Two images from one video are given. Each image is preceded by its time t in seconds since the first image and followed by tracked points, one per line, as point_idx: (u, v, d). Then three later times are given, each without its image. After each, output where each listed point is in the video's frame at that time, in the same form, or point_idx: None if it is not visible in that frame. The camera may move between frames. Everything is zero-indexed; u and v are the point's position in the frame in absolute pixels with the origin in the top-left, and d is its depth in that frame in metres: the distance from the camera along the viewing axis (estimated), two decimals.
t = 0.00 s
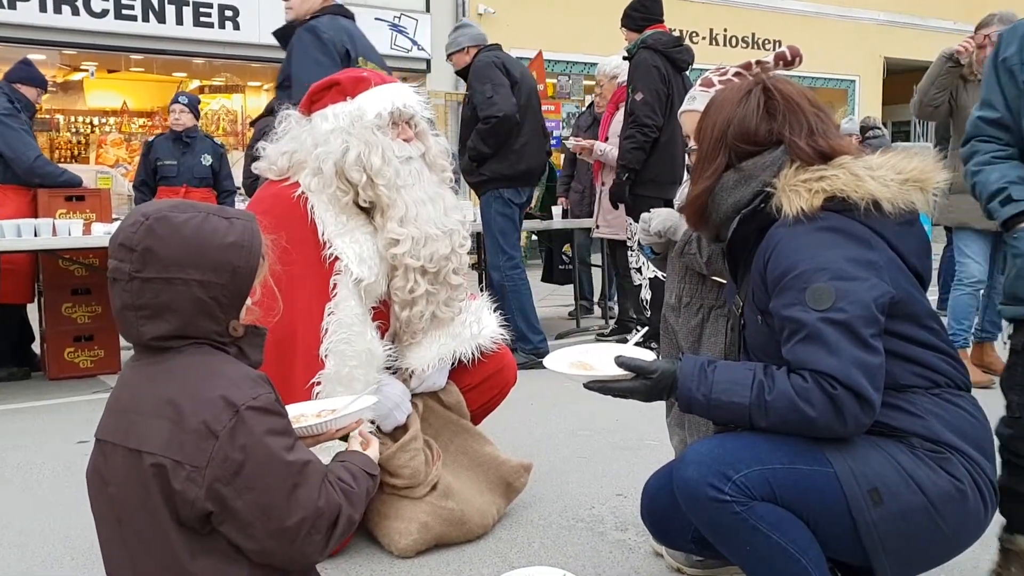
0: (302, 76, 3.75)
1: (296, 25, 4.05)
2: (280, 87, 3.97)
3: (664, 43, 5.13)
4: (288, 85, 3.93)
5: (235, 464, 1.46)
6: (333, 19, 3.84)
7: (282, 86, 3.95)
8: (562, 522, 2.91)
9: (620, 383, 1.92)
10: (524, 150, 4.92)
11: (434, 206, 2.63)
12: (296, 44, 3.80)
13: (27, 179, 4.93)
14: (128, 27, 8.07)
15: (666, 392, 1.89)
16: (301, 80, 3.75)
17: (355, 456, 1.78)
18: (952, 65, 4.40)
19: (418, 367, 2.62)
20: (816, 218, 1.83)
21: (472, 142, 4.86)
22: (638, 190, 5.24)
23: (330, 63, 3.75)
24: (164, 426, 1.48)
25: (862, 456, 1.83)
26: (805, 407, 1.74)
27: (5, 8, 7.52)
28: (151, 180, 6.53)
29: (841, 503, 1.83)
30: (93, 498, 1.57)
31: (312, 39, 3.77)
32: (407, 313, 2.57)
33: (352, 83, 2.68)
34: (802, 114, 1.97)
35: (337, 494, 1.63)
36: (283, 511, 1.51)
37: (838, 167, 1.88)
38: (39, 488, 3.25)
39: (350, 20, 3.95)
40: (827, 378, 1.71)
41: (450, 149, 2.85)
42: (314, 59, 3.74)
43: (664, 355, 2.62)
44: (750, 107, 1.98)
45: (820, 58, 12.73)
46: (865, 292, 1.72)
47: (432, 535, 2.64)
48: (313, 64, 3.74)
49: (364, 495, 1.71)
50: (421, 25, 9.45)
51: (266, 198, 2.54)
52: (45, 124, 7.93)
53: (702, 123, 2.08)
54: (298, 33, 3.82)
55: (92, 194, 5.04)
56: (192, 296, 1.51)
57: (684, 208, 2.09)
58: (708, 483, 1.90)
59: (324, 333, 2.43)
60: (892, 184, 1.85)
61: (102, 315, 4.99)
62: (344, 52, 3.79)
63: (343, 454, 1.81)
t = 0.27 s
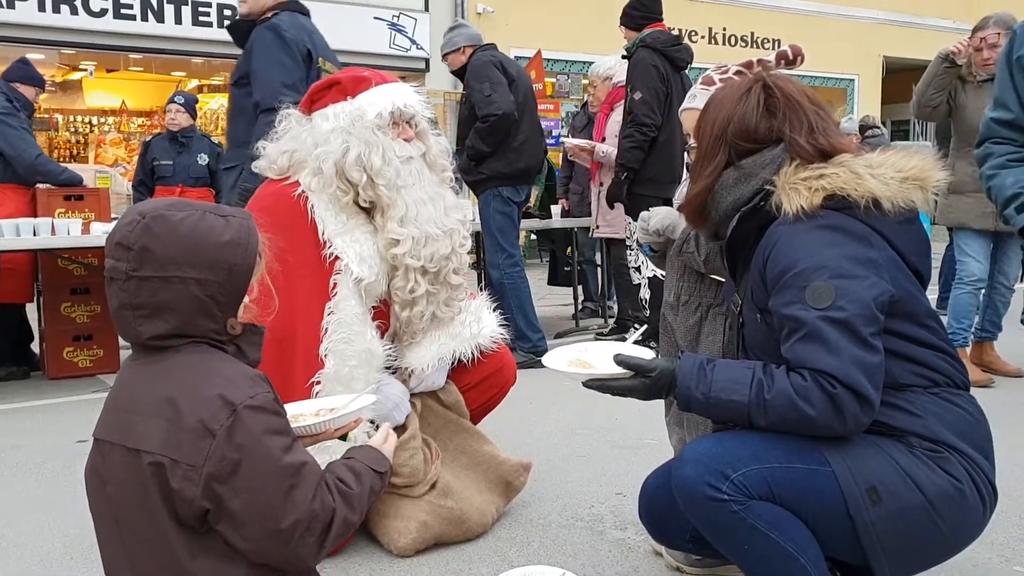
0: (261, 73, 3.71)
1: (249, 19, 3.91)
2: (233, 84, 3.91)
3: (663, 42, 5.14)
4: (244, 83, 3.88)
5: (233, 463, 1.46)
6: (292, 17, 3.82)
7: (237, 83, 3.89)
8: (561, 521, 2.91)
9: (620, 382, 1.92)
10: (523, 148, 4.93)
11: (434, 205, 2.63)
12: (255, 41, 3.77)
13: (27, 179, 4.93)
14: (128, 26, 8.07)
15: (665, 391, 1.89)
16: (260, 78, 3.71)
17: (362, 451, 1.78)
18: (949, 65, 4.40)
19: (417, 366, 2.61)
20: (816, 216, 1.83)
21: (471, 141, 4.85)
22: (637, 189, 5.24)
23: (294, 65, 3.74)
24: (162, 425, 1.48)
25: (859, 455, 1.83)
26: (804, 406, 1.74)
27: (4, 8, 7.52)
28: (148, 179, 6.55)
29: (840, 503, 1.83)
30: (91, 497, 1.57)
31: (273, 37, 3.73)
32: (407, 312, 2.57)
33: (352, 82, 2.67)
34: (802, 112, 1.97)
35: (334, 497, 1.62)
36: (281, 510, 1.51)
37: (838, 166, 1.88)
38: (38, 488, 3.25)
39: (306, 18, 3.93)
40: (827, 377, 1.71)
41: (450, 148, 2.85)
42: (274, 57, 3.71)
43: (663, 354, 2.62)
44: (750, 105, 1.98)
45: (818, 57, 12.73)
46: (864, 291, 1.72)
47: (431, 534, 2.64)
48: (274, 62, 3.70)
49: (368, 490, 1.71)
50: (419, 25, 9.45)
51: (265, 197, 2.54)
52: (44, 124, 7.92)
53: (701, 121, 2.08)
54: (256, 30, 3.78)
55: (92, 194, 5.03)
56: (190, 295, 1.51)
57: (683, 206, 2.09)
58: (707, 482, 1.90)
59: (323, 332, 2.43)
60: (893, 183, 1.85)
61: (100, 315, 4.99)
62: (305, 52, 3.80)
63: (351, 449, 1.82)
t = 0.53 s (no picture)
0: (245, 77, 3.71)
1: (221, 16, 3.88)
2: (209, 83, 3.88)
3: (662, 41, 5.14)
4: (222, 82, 3.86)
5: (230, 462, 1.46)
6: (272, 18, 3.80)
7: (215, 83, 3.87)
8: (560, 520, 2.91)
9: (620, 380, 1.92)
10: (521, 147, 4.93)
11: (434, 204, 2.63)
12: (237, 43, 3.74)
13: (26, 177, 4.93)
14: (127, 25, 8.07)
15: (664, 389, 1.89)
16: (244, 82, 3.71)
17: (351, 432, 1.78)
18: (950, 63, 4.41)
19: (417, 365, 2.61)
20: (817, 214, 1.83)
21: (469, 140, 4.86)
22: (635, 188, 5.24)
23: (277, 71, 3.75)
24: (160, 423, 1.47)
25: (858, 454, 1.83)
26: (804, 405, 1.74)
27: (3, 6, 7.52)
28: (147, 177, 6.54)
29: (838, 502, 1.83)
30: (89, 496, 1.57)
31: (257, 40, 3.71)
32: (407, 311, 2.57)
33: (352, 80, 2.67)
34: (804, 110, 1.97)
35: (324, 495, 1.61)
36: (280, 507, 1.50)
37: (840, 164, 1.88)
38: (36, 486, 3.25)
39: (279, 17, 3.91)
40: (827, 376, 1.71)
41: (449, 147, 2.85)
42: (259, 61, 3.71)
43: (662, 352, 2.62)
44: (752, 102, 1.97)
45: (817, 56, 12.74)
46: (864, 290, 1.72)
47: (430, 532, 2.64)
48: (258, 67, 3.70)
49: (357, 474, 1.71)
50: (418, 24, 9.44)
51: (264, 195, 2.54)
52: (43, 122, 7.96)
53: (703, 118, 2.08)
54: (236, 31, 3.75)
55: (91, 192, 5.01)
56: (188, 293, 1.51)
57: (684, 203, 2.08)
58: (704, 480, 1.90)
59: (322, 329, 2.43)
60: (894, 181, 1.84)
61: (99, 313, 4.99)
62: (287, 56, 3.81)
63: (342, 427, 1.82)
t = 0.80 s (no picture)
0: (247, 80, 3.59)
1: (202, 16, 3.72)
2: (198, 86, 3.68)
3: (660, 41, 5.14)
4: (212, 84, 3.69)
5: (230, 462, 1.46)
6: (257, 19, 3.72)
7: (205, 85, 3.68)
8: (559, 520, 2.91)
9: (620, 380, 1.92)
10: (519, 147, 4.92)
11: (433, 204, 2.63)
12: (232, 45, 3.61)
13: (24, 177, 4.92)
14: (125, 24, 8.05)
15: (664, 388, 1.88)
16: (246, 85, 3.59)
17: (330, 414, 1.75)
18: (949, 60, 4.38)
19: (416, 365, 2.61)
20: (818, 215, 1.83)
21: (467, 140, 4.86)
22: (633, 189, 5.24)
23: (274, 74, 3.69)
24: (159, 424, 1.47)
25: (857, 454, 1.83)
26: (804, 405, 1.74)
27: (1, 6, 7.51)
28: (146, 177, 6.51)
29: (837, 502, 1.83)
30: (87, 496, 1.56)
31: (253, 43, 3.62)
32: (406, 311, 2.57)
33: (350, 80, 2.67)
34: (804, 110, 1.97)
35: (321, 480, 1.60)
36: (279, 507, 1.50)
37: (840, 164, 1.88)
38: (34, 486, 3.25)
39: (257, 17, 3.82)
40: (828, 377, 1.71)
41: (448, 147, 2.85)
42: (260, 64, 3.62)
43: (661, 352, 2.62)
44: (752, 102, 1.97)
45: (816, 57, 12.75)
46: (865, 290, 1.72)
47: (430, 532, 2.64)
48: (258, 71, 3.61)
49: (350, 462, 1.69)
50: (417, 24, 9.43)
51: (263, 195, 2.53)
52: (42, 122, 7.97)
53: (703, 118, 2.07)
54: (230, 32, 3.62)
55: (89, 191, 5.00)
56: (186, 293, 1.50)
57: (684, 203, 2.08)
58: (704, 481, 1.89)
59: (321, 329, 2.43)
60: (895, 182, 1.84)
61: (97, 313, 4.98)
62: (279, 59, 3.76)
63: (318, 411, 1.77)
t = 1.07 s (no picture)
0: (234, 79, 3.57)
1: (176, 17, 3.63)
2: (180, 87, 3.61)
3: (658, 40, 5.14)
4: (195, 85, 3.62)
5: (230, 462, 1.46)
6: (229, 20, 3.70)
7: (187, 86, 3.61)
8: (559, 519, 2.91)
9: (619, 379, 1.92)
10: (518, 146, 4.91)
11: (432, 204, 2.63)
12: (215, 45, 3.58)
13: (24, 177, 4.92)
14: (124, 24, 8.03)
15: (664, 387, 1.89)
16: (235, 84, 3.57)
17: (319, 405, 1.74)
18: (944, 59, 4.40)
19: (415, 366, 2.61)
20: (817, 215, 1.83)
21: (467, 138, 4.86)
22: (632, 189, 5.24)
23: (257, 73, 3.69)
24: (158, 425, 1.47)
25: (856, 453, 1.83)
26: (803, 404, 1.75)
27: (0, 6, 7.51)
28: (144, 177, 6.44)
29: (836, 501, 1.83)
30: (86, 496, 1.56)
31: (237, 42, 3.60)
32: (405, 311, 2.57)
33: (348, 79, 2.67)
34: (804, 109, 1.97)
35: (321, 471, 1.60)
36: (279, 506, 1.50)
37: (840, 164, 1.88)
38: (35, 486, 3.25)
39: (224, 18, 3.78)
40: (827, 376, 1.71)
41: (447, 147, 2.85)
42: (246, 64, 3.61)
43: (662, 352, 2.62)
44: (752, 102, 1.97)
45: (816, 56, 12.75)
46: (864, 290, 1.72)
47: (430, 532, 2.64)
48: (244, 69, 3.60)
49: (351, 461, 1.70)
50: (416, 24, 9.43)
51: (262, 195, 2.54)
52: (41, 122, 7.95)
53: (702, 117, 2.08)
54: (212, 33, 3.59)
55: (88, 191, 5.00)
56: (185, 294, 1.50)
57: (683, 202, 2.08)
58: (703, 479, 1.90)
59: (320, 329, 2.43)
60: (895, 181, 1.84)
61: (97, 313, 4.98)
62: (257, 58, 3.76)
63: (308, 404, 1.78)
